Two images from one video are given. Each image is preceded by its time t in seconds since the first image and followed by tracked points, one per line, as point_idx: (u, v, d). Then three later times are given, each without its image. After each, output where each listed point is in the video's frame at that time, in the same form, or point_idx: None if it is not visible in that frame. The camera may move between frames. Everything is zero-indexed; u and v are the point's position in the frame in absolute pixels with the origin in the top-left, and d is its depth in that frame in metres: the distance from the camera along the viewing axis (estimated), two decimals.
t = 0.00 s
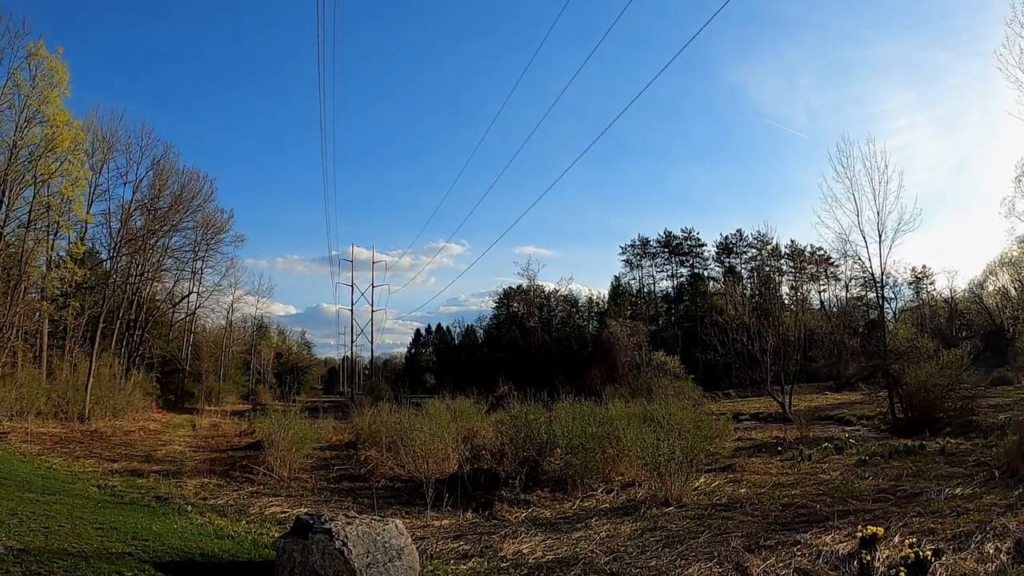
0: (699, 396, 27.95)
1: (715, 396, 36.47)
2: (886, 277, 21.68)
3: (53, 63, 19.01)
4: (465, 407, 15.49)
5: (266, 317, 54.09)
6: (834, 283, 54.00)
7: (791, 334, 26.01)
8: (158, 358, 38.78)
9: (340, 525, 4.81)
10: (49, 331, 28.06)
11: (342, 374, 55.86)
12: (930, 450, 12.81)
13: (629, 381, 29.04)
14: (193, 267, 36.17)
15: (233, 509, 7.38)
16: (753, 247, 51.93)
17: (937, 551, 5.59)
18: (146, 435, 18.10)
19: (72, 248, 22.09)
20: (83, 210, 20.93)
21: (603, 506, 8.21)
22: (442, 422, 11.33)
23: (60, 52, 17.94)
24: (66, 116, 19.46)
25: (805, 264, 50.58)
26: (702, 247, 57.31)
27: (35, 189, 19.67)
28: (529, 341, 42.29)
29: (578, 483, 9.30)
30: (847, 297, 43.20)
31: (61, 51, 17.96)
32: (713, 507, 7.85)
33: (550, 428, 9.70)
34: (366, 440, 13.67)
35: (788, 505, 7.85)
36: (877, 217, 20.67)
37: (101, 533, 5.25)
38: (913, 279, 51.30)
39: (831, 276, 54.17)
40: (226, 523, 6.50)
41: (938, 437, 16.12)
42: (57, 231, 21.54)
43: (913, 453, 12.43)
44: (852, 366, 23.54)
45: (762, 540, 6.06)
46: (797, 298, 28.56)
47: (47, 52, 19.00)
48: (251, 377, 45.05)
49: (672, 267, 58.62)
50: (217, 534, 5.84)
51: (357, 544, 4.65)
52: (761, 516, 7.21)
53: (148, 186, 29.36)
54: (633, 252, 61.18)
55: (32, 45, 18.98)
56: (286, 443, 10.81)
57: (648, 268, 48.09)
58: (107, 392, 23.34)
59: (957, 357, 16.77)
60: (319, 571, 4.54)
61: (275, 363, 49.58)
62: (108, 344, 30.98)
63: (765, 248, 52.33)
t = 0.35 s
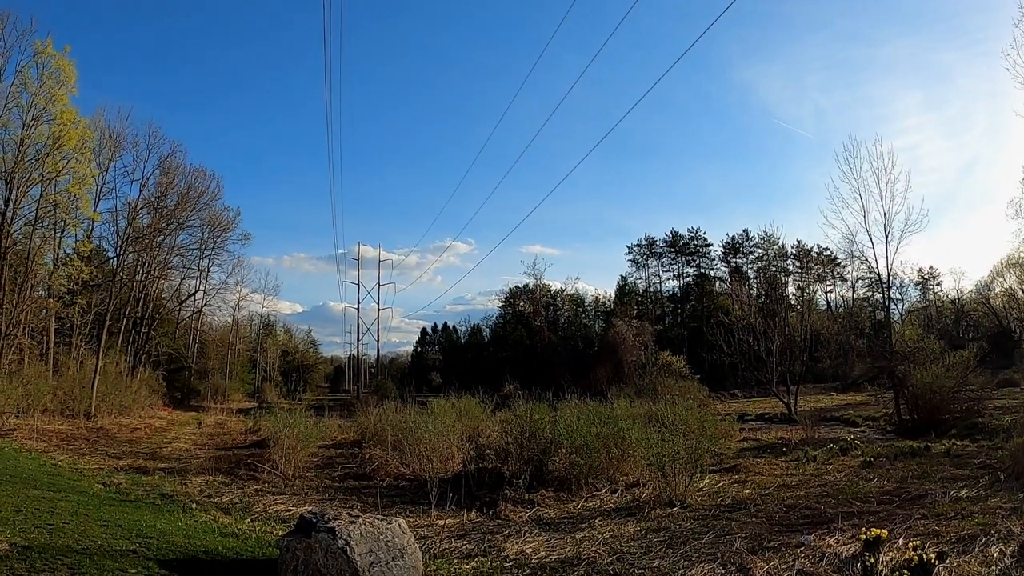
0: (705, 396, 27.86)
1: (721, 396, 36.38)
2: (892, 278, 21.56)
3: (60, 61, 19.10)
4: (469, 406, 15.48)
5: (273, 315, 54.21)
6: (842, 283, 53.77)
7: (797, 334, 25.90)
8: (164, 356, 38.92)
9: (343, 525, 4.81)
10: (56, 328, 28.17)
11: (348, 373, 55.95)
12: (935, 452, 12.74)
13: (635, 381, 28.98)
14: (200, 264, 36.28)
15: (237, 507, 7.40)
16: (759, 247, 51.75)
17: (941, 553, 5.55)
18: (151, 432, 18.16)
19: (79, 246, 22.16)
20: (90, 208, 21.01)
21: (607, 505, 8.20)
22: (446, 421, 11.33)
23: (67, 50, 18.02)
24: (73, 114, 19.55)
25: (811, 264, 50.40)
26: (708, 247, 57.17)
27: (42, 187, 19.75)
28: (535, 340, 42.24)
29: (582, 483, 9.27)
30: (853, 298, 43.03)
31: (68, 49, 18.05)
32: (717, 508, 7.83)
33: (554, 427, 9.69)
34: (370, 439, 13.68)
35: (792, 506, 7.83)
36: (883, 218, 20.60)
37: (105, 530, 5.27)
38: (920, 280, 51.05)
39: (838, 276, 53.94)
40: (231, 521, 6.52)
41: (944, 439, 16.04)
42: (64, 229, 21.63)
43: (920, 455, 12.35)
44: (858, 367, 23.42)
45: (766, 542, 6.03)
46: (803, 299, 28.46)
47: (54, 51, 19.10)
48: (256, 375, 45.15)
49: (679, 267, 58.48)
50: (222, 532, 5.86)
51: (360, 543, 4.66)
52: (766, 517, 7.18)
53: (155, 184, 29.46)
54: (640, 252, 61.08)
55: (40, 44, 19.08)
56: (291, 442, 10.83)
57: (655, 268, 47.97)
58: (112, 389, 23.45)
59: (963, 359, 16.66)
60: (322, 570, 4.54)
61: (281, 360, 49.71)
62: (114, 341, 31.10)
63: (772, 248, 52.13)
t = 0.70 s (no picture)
0: (713, 395, 27.73)
1: (729, 395, 36.20)
2: (900, 277, 21.35)
3: (67, 62, 19.20)
4: (476, 405, 15.46)
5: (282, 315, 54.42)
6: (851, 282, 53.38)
7: (806, 334, 25.71)
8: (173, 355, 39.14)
9: (344, 524, 4.81)
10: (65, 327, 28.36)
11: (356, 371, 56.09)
12: (945, 453, 12.57)
13: (644, 380, 28.90)
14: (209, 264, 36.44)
15: (242, 506, 7.41)
16: (768, 247, 51.55)
17: (946, 556, 5.47)
18: (159, 432, 18.22)
19: (87, 246, 22.29)
20: (97, 208, 21.12)
21: (613, 506, 8.16)
22: (453, 421, 11.31)
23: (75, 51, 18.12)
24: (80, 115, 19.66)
25: (820, 264, 50.08)
26: (716, 246, 56.90)
27: (51, 187, 19.87)
28: (544, 339, 42.12)
29: (588, 483, 9.23)
30: (862, 297, 42.71)
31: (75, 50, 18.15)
32: (722, 508, 7.76)
33: (559, 427, 9.64)
34: (377, 437, 13.67)
35: (798, 507, 7.76)
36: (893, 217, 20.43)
37: (108, 529, 5.27)
38: (928, 279, 50.60)
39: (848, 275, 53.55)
40: (235, 520, 6.52)
41: (952, 439, 15.89)
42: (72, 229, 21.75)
43: (928, 455, 12.21)
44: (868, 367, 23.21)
45: (771, 543, 5.98)
46: (812, 298, 28.27)
47: (62, 52, 19.21)
48: (265, 374, 45.31)
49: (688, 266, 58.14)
50: (225, 531, 5.86)
51: (360, 543, 4.65)
52: (772, 518, 7.12)
53: (163, 184, 29.58)
54: (648, 251, 60.95)
55: (48, 44, 19.19)
56: (298, 441, 10.83)
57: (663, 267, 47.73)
58: (121, 388, 23.58)
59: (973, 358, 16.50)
60: (322, 569, 4.53)
61: (289, 360, 49.85)
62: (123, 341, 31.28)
63: (779, 248, 51.92)
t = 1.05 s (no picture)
0: (731, 394, 27.50)
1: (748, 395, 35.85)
2: (923, 275, 20.97)
3: (88, 63, 19.41)
4: (495, 404, 15.48)
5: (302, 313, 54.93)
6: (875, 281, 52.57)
7: (827, 333, 25.36)
8: (194, 353, 39.64)
9: (359, 522, 4.80)
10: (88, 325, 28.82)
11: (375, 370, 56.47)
12: (967, 454, 12.32)
13: (663, 379, 28.75)
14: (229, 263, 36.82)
15: (260, 503, 7.46)
16: (788, 245, 51.01)
17: (966, 559, 5.34)
18: (180, 429, 18.46)
19: (108, 245, 22.59)
20: (117, 207, 21.38)
21: (629, 505, 8.09)
22: (472, 420, 11.31)
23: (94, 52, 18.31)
24: (101, 115, 19.89)
25: (841, 262, 49.39)
26: (737, 245, 56.38)
27: (71, 187, 20.15)
28: (563, 338, 42.04)
29: (605, 482, 9.18)
30: (883, 296, 42.03)
31: (95, 51, 18.36)
32: (739, 508, 7.66)
33: (578, 425, 9.60)
34: (396, 435, 13.74)
35: (817, 508, 7.64)
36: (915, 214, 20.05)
37: (125, 525, 5.31)
38: (950, 278, 49.73)
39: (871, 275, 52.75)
40: (251, 517, 6.57)
41: (973, 440, 15.58)
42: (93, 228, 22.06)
43: (951, 456, 11.96)
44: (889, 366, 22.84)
45: (787, 544, 5.88)
46: (833, 297, 27.86)
47: (82, 53, 19.45)
48: (285, 372, 45.74)
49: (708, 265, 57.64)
50: (241, 527, 5.89)
51: (374, 540, 4.64)
52: (789, 518, 7.02)
53: (184, 183, 29.92)
54: (668, 250, 60.61)
55: (69, 46, 19.44)
56: (318, 439, 10.90)
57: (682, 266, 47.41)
58: (142, 386, 23.91)
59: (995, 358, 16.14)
60: (337, 567, 4.53)
61: (309, 358, 50.34)
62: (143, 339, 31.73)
63: (800, 246, 51.34)
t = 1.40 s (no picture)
0: (758, 393, 27.11)
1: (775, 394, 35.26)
2: (952, 272, 20.41)
3: (113, 66, 19.72)
4: (520, 403, 15.43)
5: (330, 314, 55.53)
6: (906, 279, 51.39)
7: (855, 332, 24.84)
8: (223, 353, 40.28)
9: (385, 521, 4.76)
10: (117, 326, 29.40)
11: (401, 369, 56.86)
12: (998, 454, 11.89)
13: (689, 378, 28.46)
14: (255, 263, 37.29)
15: (286, 502, 7.48)
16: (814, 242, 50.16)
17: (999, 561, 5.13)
18: (208, 428, 18.74)
19: (135, 246, 22.96)
20: (143, 209, 21.70)
21: (656, 505, 7.97)
22: (498, 419, 11.24)
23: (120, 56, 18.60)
24: (127, 119, 20.19)
25: (868, 260, 48.38)
26: (763, 243, 55.58)
27: (98, 190, 20.52)
28: (588, 337, 41.88)
29: (631, 482, 9.06)
30: (912, 293, 41.04)
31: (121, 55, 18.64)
32: (766, 508, 7.49)
33: (606, 424, 9.48)
34: (421, 435, 13.75)
35: (846, 508, 7.44)
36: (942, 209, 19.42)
37: (152, 523, 5.35)
38: (979, 275, 48.45)
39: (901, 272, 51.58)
40: (277, 516, 6.58)
41: (999, 440, 15.08)
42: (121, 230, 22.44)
43: (982, 456, 11.57)
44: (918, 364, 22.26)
45: (814, 545, 5.72)
46: (860, 294, 27.26)
47: (108, 57, 19.78)
48: (312, 371, 46.25)
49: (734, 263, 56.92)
50: (268, 526, 5.90)
51: (400, 539, 4.60)
52: (817, 519, 6.84)
53: (210, 185, 30.34)
54: (694, 249, 60.04)
55: (95, 50, 19.78)
56: (346, 438, 10.93)
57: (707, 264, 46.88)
58: (170, 386, 24.32)
59: None
60: (363, 565, 4.51)
61: (335, 357, 50.84)
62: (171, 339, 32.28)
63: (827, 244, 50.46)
